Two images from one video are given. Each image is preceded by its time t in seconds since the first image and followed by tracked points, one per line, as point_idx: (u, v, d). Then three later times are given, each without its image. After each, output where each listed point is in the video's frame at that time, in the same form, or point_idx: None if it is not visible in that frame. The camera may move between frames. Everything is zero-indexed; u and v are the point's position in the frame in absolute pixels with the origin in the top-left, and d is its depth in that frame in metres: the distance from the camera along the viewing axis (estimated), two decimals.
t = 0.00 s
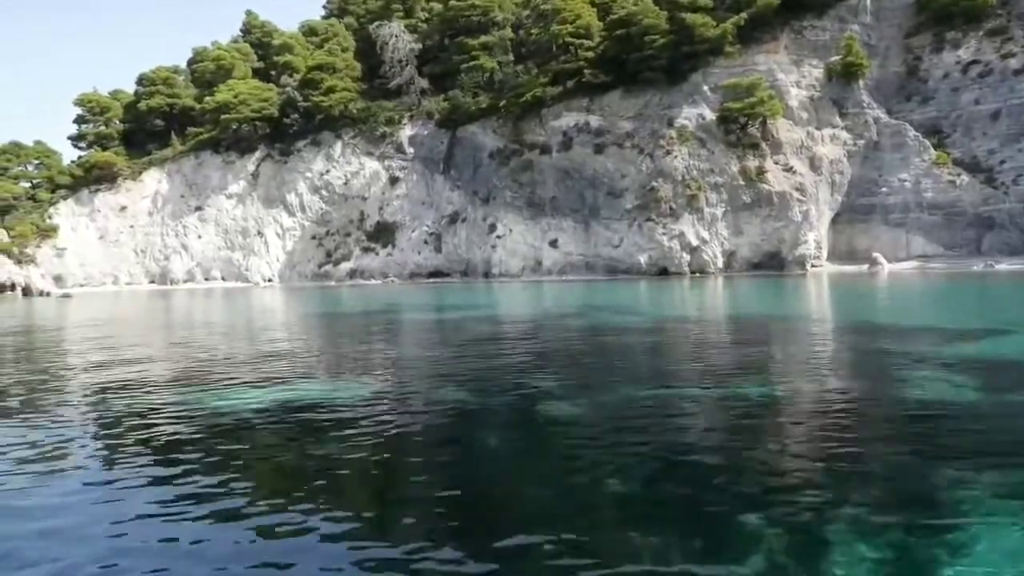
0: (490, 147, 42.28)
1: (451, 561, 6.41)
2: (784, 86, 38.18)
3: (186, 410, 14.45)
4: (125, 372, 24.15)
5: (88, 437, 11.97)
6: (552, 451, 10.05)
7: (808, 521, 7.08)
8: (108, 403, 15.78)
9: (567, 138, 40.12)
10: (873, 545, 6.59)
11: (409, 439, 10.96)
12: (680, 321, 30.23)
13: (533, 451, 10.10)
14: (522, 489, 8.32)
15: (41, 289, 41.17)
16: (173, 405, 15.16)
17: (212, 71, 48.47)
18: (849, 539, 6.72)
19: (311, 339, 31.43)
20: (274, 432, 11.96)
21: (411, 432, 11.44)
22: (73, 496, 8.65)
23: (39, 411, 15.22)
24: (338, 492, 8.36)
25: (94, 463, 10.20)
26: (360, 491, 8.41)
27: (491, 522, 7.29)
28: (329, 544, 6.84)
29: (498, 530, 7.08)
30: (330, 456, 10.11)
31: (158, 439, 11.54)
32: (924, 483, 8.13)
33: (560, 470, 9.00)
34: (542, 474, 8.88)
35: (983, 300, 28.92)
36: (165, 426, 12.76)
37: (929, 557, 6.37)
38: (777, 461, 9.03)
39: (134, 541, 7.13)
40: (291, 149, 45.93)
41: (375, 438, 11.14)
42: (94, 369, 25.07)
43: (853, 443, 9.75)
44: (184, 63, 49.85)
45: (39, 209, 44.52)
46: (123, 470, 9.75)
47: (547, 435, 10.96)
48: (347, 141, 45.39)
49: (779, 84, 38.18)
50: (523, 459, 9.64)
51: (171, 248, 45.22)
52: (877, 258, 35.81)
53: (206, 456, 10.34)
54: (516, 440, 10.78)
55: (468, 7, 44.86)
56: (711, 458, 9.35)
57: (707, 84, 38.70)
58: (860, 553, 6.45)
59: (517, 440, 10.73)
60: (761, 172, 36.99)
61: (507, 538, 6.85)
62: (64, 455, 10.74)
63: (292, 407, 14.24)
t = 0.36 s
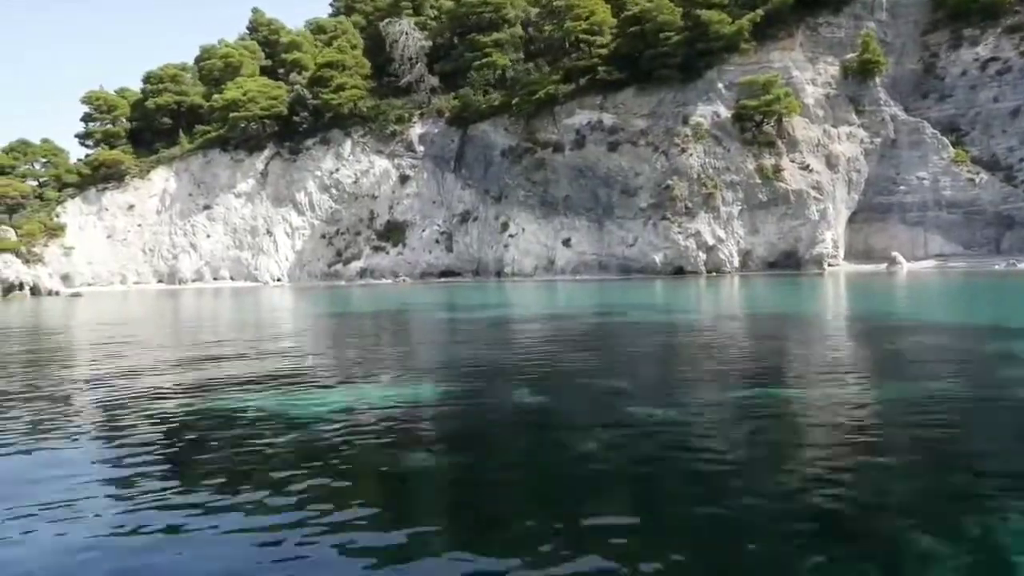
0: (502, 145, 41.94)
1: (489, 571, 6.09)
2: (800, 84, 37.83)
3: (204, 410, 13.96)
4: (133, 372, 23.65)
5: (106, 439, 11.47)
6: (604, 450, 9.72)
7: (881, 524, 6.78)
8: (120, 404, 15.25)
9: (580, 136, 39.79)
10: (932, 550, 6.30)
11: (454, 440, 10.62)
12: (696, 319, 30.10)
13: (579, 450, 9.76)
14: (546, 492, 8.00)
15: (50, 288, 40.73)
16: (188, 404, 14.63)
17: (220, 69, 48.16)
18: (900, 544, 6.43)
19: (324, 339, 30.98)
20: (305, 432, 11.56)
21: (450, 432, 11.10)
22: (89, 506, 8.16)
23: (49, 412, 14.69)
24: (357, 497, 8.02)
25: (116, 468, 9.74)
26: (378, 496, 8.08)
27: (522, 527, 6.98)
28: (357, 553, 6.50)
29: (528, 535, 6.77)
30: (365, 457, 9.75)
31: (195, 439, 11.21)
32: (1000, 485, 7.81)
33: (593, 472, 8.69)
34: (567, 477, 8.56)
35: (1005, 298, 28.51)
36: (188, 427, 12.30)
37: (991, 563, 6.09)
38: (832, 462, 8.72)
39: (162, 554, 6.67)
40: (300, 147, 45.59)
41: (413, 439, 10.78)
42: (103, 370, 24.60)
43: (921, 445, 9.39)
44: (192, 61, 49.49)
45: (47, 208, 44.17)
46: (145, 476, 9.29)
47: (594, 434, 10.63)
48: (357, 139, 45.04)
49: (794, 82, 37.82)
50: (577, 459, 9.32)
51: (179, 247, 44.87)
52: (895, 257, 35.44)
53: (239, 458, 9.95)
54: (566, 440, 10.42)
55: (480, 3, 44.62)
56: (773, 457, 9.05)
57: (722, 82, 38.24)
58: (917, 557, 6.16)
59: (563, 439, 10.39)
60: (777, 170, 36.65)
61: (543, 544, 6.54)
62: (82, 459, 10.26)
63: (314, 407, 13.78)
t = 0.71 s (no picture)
0: (514, 144, 41.58)
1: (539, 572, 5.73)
2: (816, 81, 37.48)
3: (220, 409, 13.41)
4: (147, 372, 23.25)
5: (131, 439, 11.05)
6: (658, 451, 9.32)
7: (949, 524, 6.37)
8: (128, 403, 14.65)
9: (593, 134, 39.46)
10: (973, 550, 5.87)
11: (502, 439, 10.27)
12: (715, 318, 29.77)
13: (628, 449, 9.37)
14: (574, 494, 7.61)
15: (58, 288, 40.35)
16: (210, 402, 14.21)
17: (229, 67, 47.83)
18: (933, 544, 5.99)
19: (337, 338, 30.59)
20: (334, 433, 11.09)
21: (490, 432, 10.68)
22: (77, 513, 7.66)
23: (51, 411, 14.07)
24: (357, 502, 7.58)
25: (126, 470, 9.23)
26: (378, 500, 7.63)
27: (552, 530, 6.59)
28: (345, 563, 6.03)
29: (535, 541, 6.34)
30: (394, 458, 9.31)
31: (232, 438, 10.86)
32: None
33: (619, 475, 8.25)
34: (583, 479, 8.13)
35: None
36: (206, 427, 11.78)
37: None
38: (894, 462, 8.30)
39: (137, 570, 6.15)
40: (310, 146, 45.27)
41: (451, 439, 10.35)
42: (107, 370, 24.02)
43: (996, 445, 9.03)
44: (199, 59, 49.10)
45: (54, 207, 43.80)
46: (151, 481, 8.77)
47: (644, 434, 10.22)
48: (367, 137, 44.71)
49: (810, 79, 37.47)
50: (632, 459, 8.93)
51: (187, 246, 44.54)
52: (914, 256, 35.09)
53: (266, 460, 9.49)
54: (620, 438, 10.06)
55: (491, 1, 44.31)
56: (840, 457, 8.65)
57: (737, 79, 37.90)
58: (998, 553, 5.78)
59: (611, 439, 9.97)
60: (794, 168, 36.31)
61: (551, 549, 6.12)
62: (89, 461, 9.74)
63: (336, 407, 13.28)
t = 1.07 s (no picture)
0: (526, 142, 41.25)
1: None
2: (833, 78, 37.12)
3: (238, 407, 12.90)
4: (163, 370, 22.97)
5: (165, 436, 10.72)
6: (713, 447, 8.96)
7: None
8: (139, 401, 14.11)
9: (606, 132, 39.15)
10: None
11: (553, 436, 9.93)
12: (733, 316, 29.48)
13: (687, 446, 9.03)
14: (644, 494, 7.26)
15: (67, 287, 39.99)
16: (238, 398, 13.90)
17: (238, 64, 47.51)
18: (982, 551, 5.67)
19: (350, 337, 30.20)
20: (366, 431, 10.67)
21: (530, 429, 10.32)
22: (70, 516, 7.26)
23: (57, 410, 13.48)
24: (358, 503, 7.30)
25: (133, 473, 8.78)
26: (395, 500, 7.31)
27: (629, 532, 6.25)
28: (339, 571, 5.74)
29: (539, 545, 6.07)
30: (418, 457, 8.95)
31: (271, 435, 10.53)
32: None
33: (639, 473, 7.95)
34: (595, 478, 7.83)
35: None
36: (236, 425, 11.41)
37: None
38: (928, 463, 8.00)
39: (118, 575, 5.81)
40: (319, 144, 44.94)
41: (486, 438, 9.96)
42: (110, 370, 23.37)
43: None
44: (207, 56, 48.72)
45: (62, 205, 43.44)
46: (168, 482, 8.35)
47: (696, 429, 9.85)
48: (377, 136, 44.37)
49: (826, 77, 37.10)
50: (687, 456, 8.56)
51: (196, 245, 44.21)
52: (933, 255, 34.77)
53: (311, 458, 9.13)
54: (676, 434, 9.71)
55: None
56: (912, 456, 8.31)
57: (752, 77, 37.57)
58: None
59: (660, 435, 9.60)
60: (811, 166, 35.99)
61: (603, 553, 5.81)
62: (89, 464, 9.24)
63: (360, 405, 12.81)
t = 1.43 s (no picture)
0: (539, 140, 40.92)
1: None
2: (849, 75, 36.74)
3: (257, 404, 12.40)
4: (180, 369, 22.63)
5: (202, 433, 10.38)
6: (775, 444, 8.60)
7: None
8: (150, 399, 13.56)
9: (620, 130, 38.81)
10: None
11: (607, 433, 9.58)
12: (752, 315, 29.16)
13: (752, 443, 8.68)
14: (717, 491, 6.93)
15: (75, 286, 39.64)
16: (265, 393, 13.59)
17: (246, 62, 47.19)
18: None
19: (363, 337, 29.83)
20: (410, 427, 10.33)
21: (575, 426, 9.96)
22: (95, 515, 6.90)
23: (63, 410, 12.92)
24: (396, 501, 6.98)
25: (164, 471, 8.41)
26: (457, 497, 6.97)
27: (717, 533, 5.91)
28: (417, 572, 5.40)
29: (586, 546, 5.75)
30: (441, 452, 8.58)
31: (313, 432, 10.19)
32: None
33: (708, 470, 7.61)
34: (605, 474, 7.56)
35: None
36: (272, 421, 11.08)
37: None
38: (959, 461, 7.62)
39: (83, 573, 5.58)
40: (328, 142, 44.59)
41: (526, 433, 9.55)
42: (118, 369, 22.87)
43: None
44: (215, 54, 48.35)
45: (69, 204, 43.07)
46: (212, 478, 7.99)
47: (756, 427, 9.52)
48: (387, 134, 44.02)
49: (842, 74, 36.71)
50: (737, 453, 8.18)
51: (204, 244, 43.88)
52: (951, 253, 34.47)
53: (361, 455, 8.79)
54: (737, 431, 9.37)
55: None
56: (993, 454, 7.96)
57: (767, 74, 37.23)
58: None
59: (716, 432, 9.24)
60: (827, 164, 35.66)
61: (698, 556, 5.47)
62: (94, 461, 8.86)
63: (391, 401, 12.44)
